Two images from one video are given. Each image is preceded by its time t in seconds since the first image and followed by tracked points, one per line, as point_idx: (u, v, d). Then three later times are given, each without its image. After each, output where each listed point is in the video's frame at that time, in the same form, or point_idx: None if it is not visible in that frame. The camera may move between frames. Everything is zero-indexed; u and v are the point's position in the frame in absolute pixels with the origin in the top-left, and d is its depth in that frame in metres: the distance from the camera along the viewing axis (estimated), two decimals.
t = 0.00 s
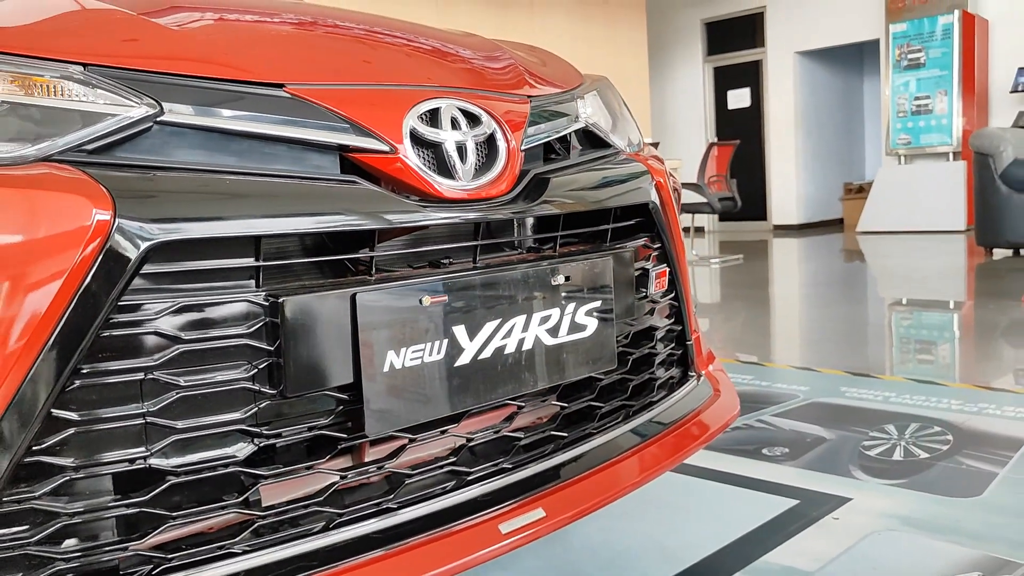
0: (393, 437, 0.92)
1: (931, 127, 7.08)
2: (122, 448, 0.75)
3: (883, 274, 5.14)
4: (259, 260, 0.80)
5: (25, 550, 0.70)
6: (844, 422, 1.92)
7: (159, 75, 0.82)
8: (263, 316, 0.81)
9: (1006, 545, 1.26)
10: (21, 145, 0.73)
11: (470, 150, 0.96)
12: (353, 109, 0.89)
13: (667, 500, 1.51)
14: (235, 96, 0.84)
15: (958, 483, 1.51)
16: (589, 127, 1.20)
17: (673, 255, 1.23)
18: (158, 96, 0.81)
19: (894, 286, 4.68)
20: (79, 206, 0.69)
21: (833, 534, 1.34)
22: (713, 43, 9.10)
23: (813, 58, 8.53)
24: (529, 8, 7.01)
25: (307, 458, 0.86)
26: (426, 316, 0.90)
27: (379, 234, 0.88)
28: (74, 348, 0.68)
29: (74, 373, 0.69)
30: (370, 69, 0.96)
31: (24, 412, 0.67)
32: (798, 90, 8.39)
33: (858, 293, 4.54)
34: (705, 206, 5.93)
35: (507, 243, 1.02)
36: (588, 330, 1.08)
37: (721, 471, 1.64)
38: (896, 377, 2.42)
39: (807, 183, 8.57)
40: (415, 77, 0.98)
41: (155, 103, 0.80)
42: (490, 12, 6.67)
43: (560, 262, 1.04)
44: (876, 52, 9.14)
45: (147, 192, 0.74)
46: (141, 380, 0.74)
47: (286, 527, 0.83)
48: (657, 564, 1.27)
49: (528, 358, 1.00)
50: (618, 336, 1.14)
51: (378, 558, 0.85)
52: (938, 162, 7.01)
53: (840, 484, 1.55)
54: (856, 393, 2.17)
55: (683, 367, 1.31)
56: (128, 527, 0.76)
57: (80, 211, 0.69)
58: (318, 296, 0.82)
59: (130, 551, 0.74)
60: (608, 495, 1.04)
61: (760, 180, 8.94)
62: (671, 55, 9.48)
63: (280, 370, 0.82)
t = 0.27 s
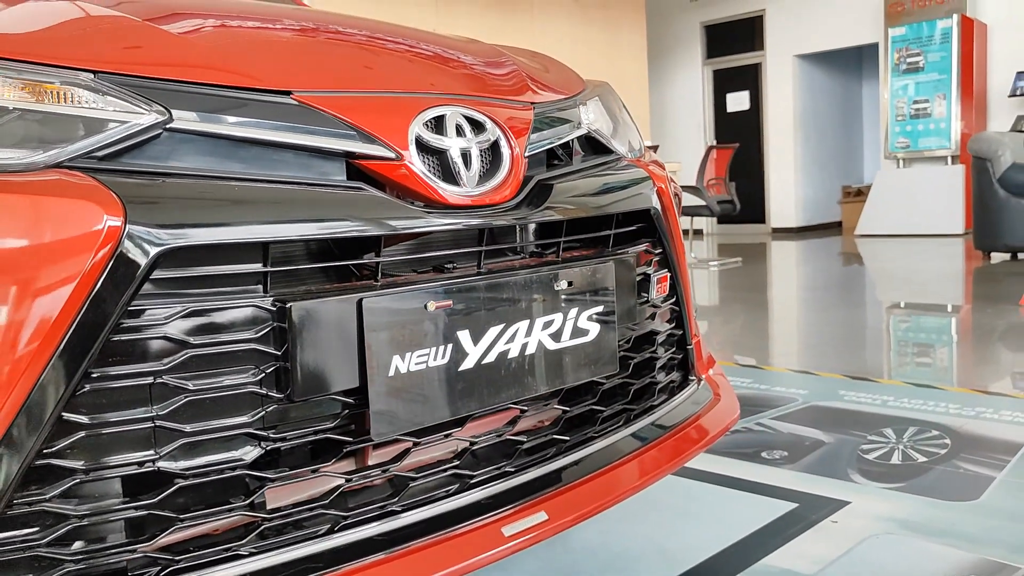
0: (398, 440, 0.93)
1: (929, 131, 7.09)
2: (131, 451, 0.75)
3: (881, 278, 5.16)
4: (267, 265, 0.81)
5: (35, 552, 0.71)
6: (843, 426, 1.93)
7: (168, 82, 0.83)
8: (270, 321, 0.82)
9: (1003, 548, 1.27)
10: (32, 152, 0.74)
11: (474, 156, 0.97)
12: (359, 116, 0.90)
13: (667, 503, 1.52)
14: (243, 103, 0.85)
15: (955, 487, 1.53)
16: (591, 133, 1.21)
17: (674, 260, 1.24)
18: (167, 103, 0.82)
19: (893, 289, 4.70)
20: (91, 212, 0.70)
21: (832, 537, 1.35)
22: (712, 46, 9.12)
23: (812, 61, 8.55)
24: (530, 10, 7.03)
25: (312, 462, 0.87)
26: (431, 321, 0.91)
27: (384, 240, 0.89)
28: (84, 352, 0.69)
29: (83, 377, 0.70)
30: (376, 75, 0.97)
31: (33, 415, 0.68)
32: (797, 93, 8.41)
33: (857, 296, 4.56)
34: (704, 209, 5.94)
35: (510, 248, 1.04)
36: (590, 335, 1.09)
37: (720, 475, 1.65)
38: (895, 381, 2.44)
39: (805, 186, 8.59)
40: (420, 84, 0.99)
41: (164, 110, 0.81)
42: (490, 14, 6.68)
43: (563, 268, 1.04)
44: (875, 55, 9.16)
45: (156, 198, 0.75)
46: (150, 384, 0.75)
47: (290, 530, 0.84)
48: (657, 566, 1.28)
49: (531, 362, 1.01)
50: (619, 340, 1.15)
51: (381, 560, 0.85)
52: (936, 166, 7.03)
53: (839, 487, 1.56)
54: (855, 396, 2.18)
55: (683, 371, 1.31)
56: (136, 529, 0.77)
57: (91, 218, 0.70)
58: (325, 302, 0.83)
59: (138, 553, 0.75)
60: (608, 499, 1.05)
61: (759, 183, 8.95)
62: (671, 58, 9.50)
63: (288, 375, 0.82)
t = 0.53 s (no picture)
0: (405, 437, 0.93)
1: (930, 130, 7.09)
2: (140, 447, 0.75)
3: (882, 277, 5.16)
4: (275, 262, 0.81)
5: (44, 548, 0.71)
6: (845, 424, 1.93)
7: (176, 78, 0.83)
8: (278, 317, 0.82)
9: (1007, 547, 1.27)
10: (41, 147, 0.74)
11: (482, 153, 0.97)
12: (367, 113, 0.90)
13: (670, 501, 1.52)
14: (251, 99, 0.85)
15: (958, 486, 1.53)
16: (597, 131, 1.21)
17: (679, 258, 1.24)
18: (175, 99, 0.81)
19: (893, 288, 4.70)
20: (100, 208, 0.70)
21: (835, 536, 1.35)
22: (712, 45, 9.11)
23: (813, 60, 8.54)
24: (531, 7, 7.02)
25: (320, 458, 0.87)
26: (438, 318, 0.91)
27: (391, 237, 0.88)
28: (91, 349, 0.69)
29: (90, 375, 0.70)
30: (382, 72, 0.97)
31: (40, 413, 0.68)
32: (798, 92, 8.41)
33: (857, 296, 4.56)
34: (705, 208, 5.94)
35: (516, 246, 1.03)
36: (596, 333, 1.09)
37: (723, 473, 1.65)
38: (896, 380, 2.44)
39: (806, 185, 8.59)
40: (427, 81, 0.99)
41: (173, 106, 0.81)
42: (491, 12, 6.67)
43: (569, 266, 1.04)
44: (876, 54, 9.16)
45: (166, 194, 0.75)
46: (159, 380, 0.75)
47: (296, 527, 0.84)
48: (661, 564, 1.28)
49: (538, 360, 1.01)
50: (625, 338, 1.15)
51: (387, 558, 0.85)
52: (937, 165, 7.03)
53: (842, 486, 1.56)
54: (857, 395, 2.19)
55: (688, 369, 1.32)
56: (144, 525, 0.77)
57: (99, 215, 0.70)
58: (333, 299, 0.83)
59: (146, 549, 0.75)
60: (612, 497, 1.05)
61: (759, 182, 8.95)
62: (671, 56, 9.49)
63: (296, 371, 0.82)
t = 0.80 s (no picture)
0: (407, 426, 0.93)
1: (930, 128, 7.09)
2: (142, 433, 0.75)
3: (881, 274, 5.16)
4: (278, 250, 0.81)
5: (45, 534, 0.71)
6: (845, 419, 1.93)
7: (180, 66, 0.83)
8: (281, 305, 0.82)
9: (1007, 540, 1.27)
10: (44, 134, 0.74)
11: (484, 143, 0.96)
12: (370, 102, 0.90)
13: (671, 494, 1.52)
14: (254, 87, 0.85)
15: (958, 480, 1.53)
16: (599, 122, 1.21)
17: (681, 250, 1.24)
18: (179, 86, 0.81)
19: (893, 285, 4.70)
20: (103, 194, 0.70)
21: (836, 529, 1.35)
22: (712, 42, 9.11)
23: (813, 58, 8.54)
24: (531, 4, 7.01)
25: (322, 447, 0.87)
26: (441, 307, 0.91)
27: (393, 226, 0.88)
28: (92, 339, 0.69)
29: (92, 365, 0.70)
30: (385, 61, 0.96)
31: (41, 404, 0.68)
32: (797, 90, 8.40)
33: (856, 293, 4.56)
34: (705, 205, 5.94)
35: (517, 236, 1.03)
36: (598, 323, 1.09)
37: (723, 467, 1.65)
38: (896, 376, 2.44)
39: (805, 183, 8.59)
40: (429, 71, 0.99)
41: (176, 94, 0.81)
42: (491, 9, 6.66)
43: (572, 256, 1.04)
44: (876, 53, 9.16)
45: (168, 181, 0.75)
46: (162, 366, 0.75)
47: (297, 515, 0.84)
48: (662, 556, 1.29)
49: (540, 350, 1.01)
50: (627, 329, 1.15)
51: (388, 546, 0.85)
52: (937, 163, 7.03)
53: (843, 480, 1.56)
54: (857, 390, 2.19)
55: (689, 362, 1.32)
56: (146, 512, 0.77)
57: (101, 203, 0.70)
58: (335, 287, 0.83)
59: (148, 536, 0.75)
60: (613, 488, 1.05)
61: (758, 180, 8.96)
62: (671, 53, 9.48)
63: (299, 359, 0.82)
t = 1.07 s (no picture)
0: (408, 426, 0.93)
1: (930, 129, 7.09)
2: (142, 432, 0.75)
3: (881, 276, 5.16)
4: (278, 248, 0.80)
5: (44, 533, 0.70)
6: (845, 420, 1.93)
7: (180, 64, 0.83)
8: (281, 304, 0.81)
9: (1007, 541, 1.27)
10: (43, 131, 0.74)
11: (485, 142, 0.96)
12: (370, 100, 0.89)
13: (671, 494, 1.52)
14: (255, 85, 0.84)
15: (958, 481, 1.53)
16: (600, 122, 1.20)
17: (682, 250, 1.23)
18: (179, 84, 0.81)
19: (893, 287, 4.70)
20: (103, 192, 0.70)
21: (836, 529, 1.35)
22: (713, 43, 9.11)
23: (813, 59, 8.54)
24: (532, 4, 7.01)
25: (322, 446, 0.87)
26: (441, 306, 0.91)
27: (394, 226, 0.88)
28: (92, 338, 0.69)
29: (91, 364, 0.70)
30: (385, 60, 0.96)
31: (40, 404, 0.67)
32: (798, 91, 8.40)
33: (856, 294, 4.56)
34: (705, 206, 5.93)
35: (517, 236, 1.03)
36: (599, 323, 1.09)
37: (724, 467, 1.64)
38: (896, 377, 2.44)
39: (805, 184, 8.59)
40: (430, 70, 0.99)
41: (175, 91, 0.80)
42: (491, 9, 6.67)
43: (572, 256, 1.04)
44: (876, 54, 9.16)
45: (168, 179, 0.74)
46: (161, 365, 0.75)
47: (296, 515, 0.83)
48: (663, 557, 1.28)
49: (540, 349, 1.01)
50: (627, 329, 1.15)
51: (387, 546, 0.85)
52: (937, 165, 7.03)
53: (843, 480, 1.56)
54: (857, 391, 2.18)
55: (689, 362, 1.31)
56: (146, 511, 0.77)
57: (100, 201, 0.70)
58: (336, 286, 0.82)
59: (147, 535, 0.75)
60: (613, 488, 1.04)
61: (759, 181, 8.95)
62: (671, 54, 9.49)
63: (299, 358, 0.82)
